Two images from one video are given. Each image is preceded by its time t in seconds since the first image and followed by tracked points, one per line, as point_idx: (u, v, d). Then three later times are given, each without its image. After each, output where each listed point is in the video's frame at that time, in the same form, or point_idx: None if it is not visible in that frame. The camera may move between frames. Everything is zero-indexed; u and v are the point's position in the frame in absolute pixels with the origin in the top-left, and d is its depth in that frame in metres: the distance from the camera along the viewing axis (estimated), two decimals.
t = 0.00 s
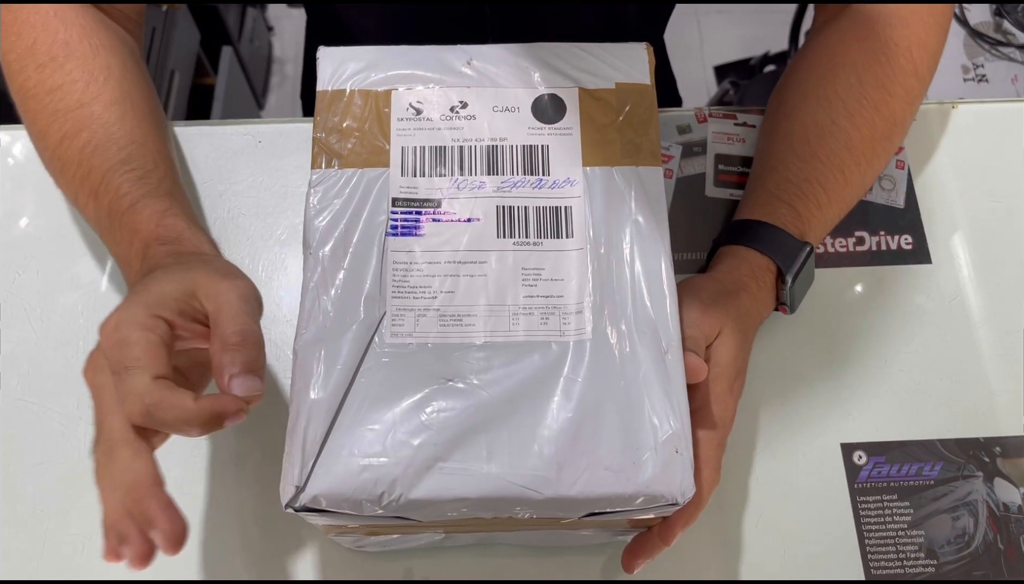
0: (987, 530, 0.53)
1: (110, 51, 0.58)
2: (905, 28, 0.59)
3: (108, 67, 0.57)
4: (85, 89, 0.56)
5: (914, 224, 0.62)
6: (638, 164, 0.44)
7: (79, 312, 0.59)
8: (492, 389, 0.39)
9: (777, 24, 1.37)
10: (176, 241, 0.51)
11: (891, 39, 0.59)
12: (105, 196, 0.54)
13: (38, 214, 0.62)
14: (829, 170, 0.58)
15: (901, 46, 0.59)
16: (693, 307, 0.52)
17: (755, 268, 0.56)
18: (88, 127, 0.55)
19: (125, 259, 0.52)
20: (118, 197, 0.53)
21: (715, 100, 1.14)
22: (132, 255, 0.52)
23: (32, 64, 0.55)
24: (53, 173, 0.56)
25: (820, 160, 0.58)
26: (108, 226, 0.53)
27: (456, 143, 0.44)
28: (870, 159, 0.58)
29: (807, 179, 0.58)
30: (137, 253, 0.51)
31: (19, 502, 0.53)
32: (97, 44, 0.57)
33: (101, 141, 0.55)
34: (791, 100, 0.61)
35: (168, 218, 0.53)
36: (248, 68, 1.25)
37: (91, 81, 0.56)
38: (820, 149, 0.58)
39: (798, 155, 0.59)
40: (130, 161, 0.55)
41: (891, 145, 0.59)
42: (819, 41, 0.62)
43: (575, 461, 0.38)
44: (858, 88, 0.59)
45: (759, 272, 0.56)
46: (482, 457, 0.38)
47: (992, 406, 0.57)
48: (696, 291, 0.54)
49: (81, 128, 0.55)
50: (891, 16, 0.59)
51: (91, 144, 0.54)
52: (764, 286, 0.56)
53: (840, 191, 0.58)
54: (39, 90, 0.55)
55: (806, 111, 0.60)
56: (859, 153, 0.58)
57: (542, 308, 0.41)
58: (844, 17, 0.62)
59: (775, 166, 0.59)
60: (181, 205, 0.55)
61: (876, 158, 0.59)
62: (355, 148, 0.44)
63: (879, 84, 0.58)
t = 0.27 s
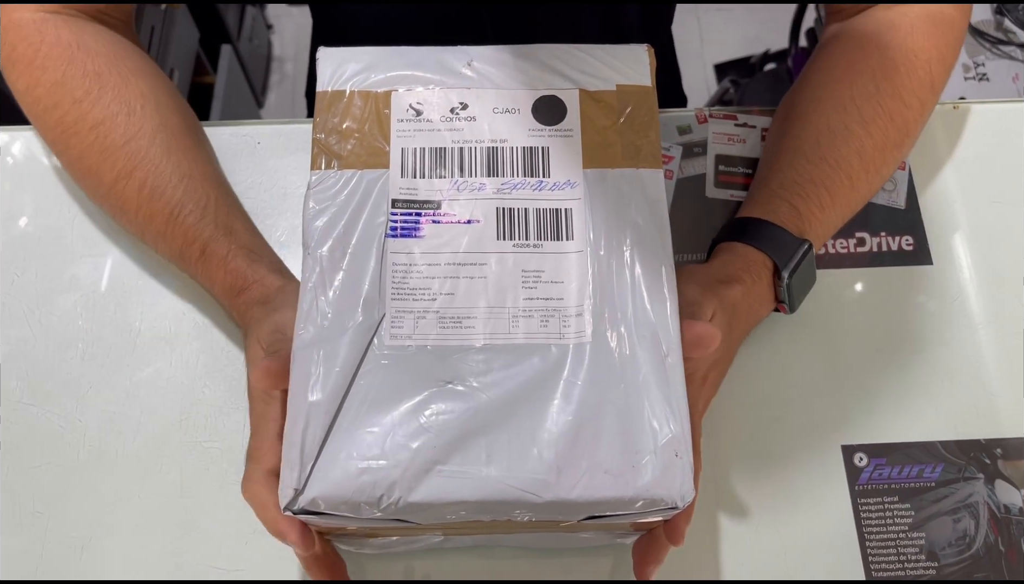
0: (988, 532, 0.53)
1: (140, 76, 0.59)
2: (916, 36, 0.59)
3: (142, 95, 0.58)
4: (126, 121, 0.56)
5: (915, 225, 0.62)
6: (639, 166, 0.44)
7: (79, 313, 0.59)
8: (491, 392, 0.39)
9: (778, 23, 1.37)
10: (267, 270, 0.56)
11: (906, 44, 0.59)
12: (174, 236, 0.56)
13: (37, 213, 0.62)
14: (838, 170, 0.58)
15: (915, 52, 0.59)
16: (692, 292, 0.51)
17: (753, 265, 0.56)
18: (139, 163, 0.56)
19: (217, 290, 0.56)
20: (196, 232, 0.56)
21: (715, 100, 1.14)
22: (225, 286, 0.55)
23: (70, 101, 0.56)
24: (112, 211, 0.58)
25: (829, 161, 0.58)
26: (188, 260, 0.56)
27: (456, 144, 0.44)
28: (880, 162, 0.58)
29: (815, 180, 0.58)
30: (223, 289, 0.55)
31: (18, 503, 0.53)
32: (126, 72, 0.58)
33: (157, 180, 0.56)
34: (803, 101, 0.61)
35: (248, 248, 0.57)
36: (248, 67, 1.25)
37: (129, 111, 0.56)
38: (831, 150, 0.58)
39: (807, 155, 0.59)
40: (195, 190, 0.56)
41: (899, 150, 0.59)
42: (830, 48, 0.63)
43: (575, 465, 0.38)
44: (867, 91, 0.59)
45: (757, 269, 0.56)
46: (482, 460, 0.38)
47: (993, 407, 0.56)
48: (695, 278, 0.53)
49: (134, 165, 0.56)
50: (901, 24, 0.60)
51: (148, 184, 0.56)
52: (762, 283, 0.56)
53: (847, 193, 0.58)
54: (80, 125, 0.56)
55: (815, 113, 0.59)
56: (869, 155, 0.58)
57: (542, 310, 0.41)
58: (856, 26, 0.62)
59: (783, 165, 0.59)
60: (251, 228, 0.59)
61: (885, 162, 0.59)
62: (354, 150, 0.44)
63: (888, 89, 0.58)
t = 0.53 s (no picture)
0: (991, 535, 0.53)
1: (118, 86, 0.58)
2: (919, 37, 0.59)
3: (117, 105, 0.57)
4: (102, 134, 0.56)
5: (918, 226, 0.62)
6: (641, 168, 0.44)
7: (78, 315, 0.59)
8: (492, 396, 0.39)
9: (779, 21, 1.36)
10: (252, 279, 0.55)
11: (912, 46, 0.59)
12: (157, 248, 0.56)
13: (37, 213, 0.62)
14: (850, 174, 0.58)
15: (921, 53, 0.59)
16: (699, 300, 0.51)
17: (769, 271, 0.56)
18: (117, 177, 0.56)
19: (203, 302, 0.55)
20: (179, 243, 0.55)
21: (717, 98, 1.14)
22: (211, 297, 0.55)
23: (47, 117, 0.56)
24: (95, 226, 0.57)
25: (840, 165, 0.58)
26: (172, 272, 0.56)
27: (456, 146, 0.43)
28: (891, 165, 0.58)
29: (827, 184, 0.57)
30: (209, 302, 0.55)
31: (18, 505, 0.53)
32: (101, 83, 0.58)
33: (135, 191, 0.55)
34: (812, 105, 0.61)
35: (234, 257, 0.57)
36: (248, 65, 1.24)
37: (104, 124, 0.56)
38: (842, 154, 0.58)
39: (818, 159, 0.58)
40: (176, 202, 0.56)
41: (910, 151, 0.59)
42: (834, 51, 0.63)
43: (576, 469, 0.38)
44: (875, 94, 0.59)
45: (773, 275, 0.56)
46: (482, 464, 0.37)
47: (997, 409, 0.56)
48: (706, 285, 0.53)
49: (111, 180, 0.55)
50: (905, 26, 0.60)
51: (126, 197, 0.55)
52: (778, 289, 0.55)
53: (859, 196, 0.58)
54: (58, 142, 0.56)
55: (825, 116, 0.59)
56: (880, 158, 0.58)
57: (543, 314, 0.41)
58: (858, 29, 0.62)
59: (794, 171, 0.59)
60: (236, 238, 0.58)
61: (896, 164, 0.58)
62: (354, 152, 0.44)
63: (896, 91, 0.58)
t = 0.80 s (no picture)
0: (994, 536, 0.53)
1: (109, 92, 0.58)
2: (922, 40, 0.59)
3: (109, 112, 0.57)
4: (93, 142, 0.56)
5: (920, 224, 0.62)
6: (643, 166, 0.44)
7: (79, 315, 0.58)
8: (496, 395, 0.39)
9: (780, 19, 1.36)
10: (246, 286, 0.55)
11: (917, 49, 0.59)
12: (151, 256, 0.56)
13: (38, 212, 0.62)
14: (856, 179, 0.58)
15: (926, 57, 0.59)
16: (713, 293, 0.51)
17: (775, 276, 0.55)
18: (110, 184, 0.56)
19: (197, 310, 0.55)
20: (174, 251, 0.55)
21: (718, 96, 1.13)
22: (204, 305, 0.55)
23: (40, 126, 0.56)
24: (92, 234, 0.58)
25: (846, 170, 0.58)
26: (168, 280, 0.56)
27: (458, 145, 0.43)
28: (897, 169, 0.58)
29: (833, 189, 0.58)
30: (203, 309, 0.55)
31: (20, 506, 0.53)
32: (93, 89, 0.58)
33: (128, 199, 0.56)
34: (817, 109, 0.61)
35: (228, 264, 0.56)
36: (249, 65, 1.24)
37: (95, 131, 0.56)
38: (848, 159, 0.58)
39: (824, 165, 0.58)
40: (169, 209, 0.56)
41: (915, 154, 0.59)
42: (837, 56, 0.63)
43: (581, 468, 0.37)
44: (879, 98, 0.59)
45: (779, 281, 0.55)
46: (487, 464, 0.37)
47: (1000, 409, 0.56)
48: (720, 279, 0.53)
49: (105, 187, 0.56)
50: (908, 30, 0.60)
51: (120, 204, 0.55)
52: (784, 294, 0.55)
53: (865, 201, 0.58)
54: (53, 151, 0.56)
55: (828, 121, 0.59)
56: (886, 163, 0.58)
57: (546, 313, 0.41)
58: (861, 33, 0.62)
59: (800, 175, 0.59)
60: (230, 244, 0.58)
61: (902, 168, 0.58)
62: (356, 151, 0.44)
63: (900, 95, 0.58)
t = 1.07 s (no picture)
0: (995, 536, 0.52)
1: (105, 93, 0.58)
2: (925, 42, 0.59)
3: (106, 113, 0.57)
4: (89, 144, 0.56)
5: (921, 221, 0.62)
6: (642, 161, 0.43)
7: (79, 315, 0.59)
8: (495, 391, 0.39)
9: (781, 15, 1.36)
10: (242, 288, 0.55)
11: (920, 50, 0.59)
12: (148, 257, 0.56)
13: (38, 211, 0.62)
14: (858, 181, 0.57)
15: (928, 58, 0.59)
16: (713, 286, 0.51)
17: (776, 276, 0.55)
18: (107, 186, 0.56)
19: (194, 312, 0.55)
20: (170, 252, 0.55)
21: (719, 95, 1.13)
22: (202, 307, 0.55)
23: (36, 128, 0.56)
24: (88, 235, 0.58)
25: (848, 171, 0.58)
26: (165, 283, 0.56)
27: (455, 142, 0.43)
28: (900, 170, 0.58)
29: (835, 190, 0.57)
30: (200, 311, 0.55)
31: (19, 505, 0.53)
32: (91, 91, 0.58)
33: (125, 201, 0.56)
34: (819, 110, 0.60)
35: (225, 266, 0.56)
36: (249, 63, 1.25)
37: (92, 133, 0.56)
38: (850, 160, 0.58)
39: (826, 166, 0.58)
40: (166, 211, 0.56)
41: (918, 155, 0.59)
42: (839, 57, 0.63)
43: (581, 463, 0.37)
44: (881, 99, 0.59)
45: (780, 281, 0.55)
46: (486, 461, 0.37)
47: (1002, 407, 0.55)
48: (722, 273, 0.53)
49: (102, 189, 0.56)
50: (911, 31, 0.60)
51: (116, 206, 0.56)
52: (785, 295, 0.55)
53: (867, 201, 0.58)
54: (49, 152, 0.56)
55: (831, 122, 0.59)
56: (889, 165, 0.58)
57: (545, 308, 0.41)
58: (864, 35, 0.62)
59: (802, 175, 0.59)
60: (227, 245, 0.58)
61: (905, 169, 0.58)
62: (353, 149, 0.44)
63: (902, 96, 0.58)
